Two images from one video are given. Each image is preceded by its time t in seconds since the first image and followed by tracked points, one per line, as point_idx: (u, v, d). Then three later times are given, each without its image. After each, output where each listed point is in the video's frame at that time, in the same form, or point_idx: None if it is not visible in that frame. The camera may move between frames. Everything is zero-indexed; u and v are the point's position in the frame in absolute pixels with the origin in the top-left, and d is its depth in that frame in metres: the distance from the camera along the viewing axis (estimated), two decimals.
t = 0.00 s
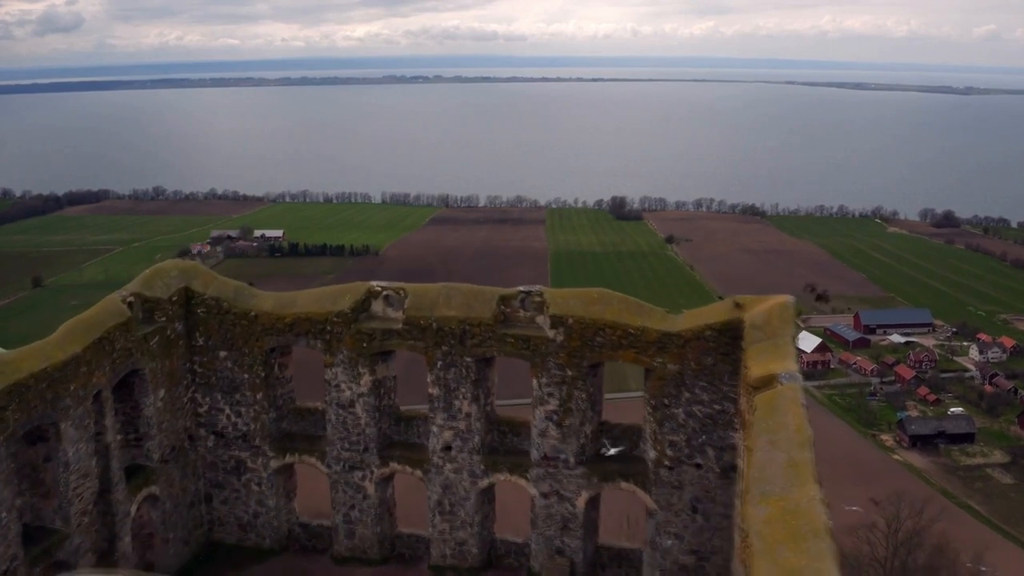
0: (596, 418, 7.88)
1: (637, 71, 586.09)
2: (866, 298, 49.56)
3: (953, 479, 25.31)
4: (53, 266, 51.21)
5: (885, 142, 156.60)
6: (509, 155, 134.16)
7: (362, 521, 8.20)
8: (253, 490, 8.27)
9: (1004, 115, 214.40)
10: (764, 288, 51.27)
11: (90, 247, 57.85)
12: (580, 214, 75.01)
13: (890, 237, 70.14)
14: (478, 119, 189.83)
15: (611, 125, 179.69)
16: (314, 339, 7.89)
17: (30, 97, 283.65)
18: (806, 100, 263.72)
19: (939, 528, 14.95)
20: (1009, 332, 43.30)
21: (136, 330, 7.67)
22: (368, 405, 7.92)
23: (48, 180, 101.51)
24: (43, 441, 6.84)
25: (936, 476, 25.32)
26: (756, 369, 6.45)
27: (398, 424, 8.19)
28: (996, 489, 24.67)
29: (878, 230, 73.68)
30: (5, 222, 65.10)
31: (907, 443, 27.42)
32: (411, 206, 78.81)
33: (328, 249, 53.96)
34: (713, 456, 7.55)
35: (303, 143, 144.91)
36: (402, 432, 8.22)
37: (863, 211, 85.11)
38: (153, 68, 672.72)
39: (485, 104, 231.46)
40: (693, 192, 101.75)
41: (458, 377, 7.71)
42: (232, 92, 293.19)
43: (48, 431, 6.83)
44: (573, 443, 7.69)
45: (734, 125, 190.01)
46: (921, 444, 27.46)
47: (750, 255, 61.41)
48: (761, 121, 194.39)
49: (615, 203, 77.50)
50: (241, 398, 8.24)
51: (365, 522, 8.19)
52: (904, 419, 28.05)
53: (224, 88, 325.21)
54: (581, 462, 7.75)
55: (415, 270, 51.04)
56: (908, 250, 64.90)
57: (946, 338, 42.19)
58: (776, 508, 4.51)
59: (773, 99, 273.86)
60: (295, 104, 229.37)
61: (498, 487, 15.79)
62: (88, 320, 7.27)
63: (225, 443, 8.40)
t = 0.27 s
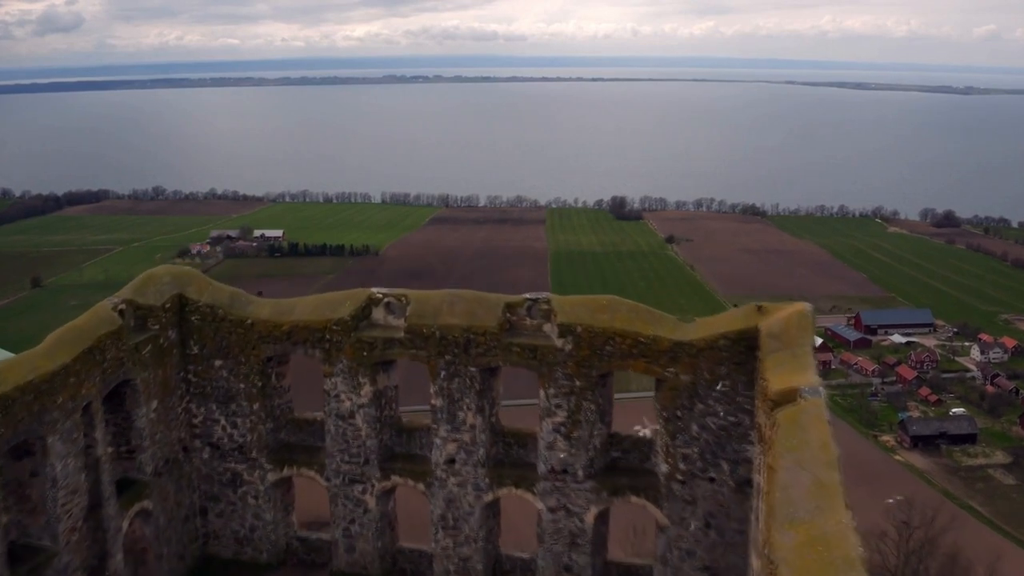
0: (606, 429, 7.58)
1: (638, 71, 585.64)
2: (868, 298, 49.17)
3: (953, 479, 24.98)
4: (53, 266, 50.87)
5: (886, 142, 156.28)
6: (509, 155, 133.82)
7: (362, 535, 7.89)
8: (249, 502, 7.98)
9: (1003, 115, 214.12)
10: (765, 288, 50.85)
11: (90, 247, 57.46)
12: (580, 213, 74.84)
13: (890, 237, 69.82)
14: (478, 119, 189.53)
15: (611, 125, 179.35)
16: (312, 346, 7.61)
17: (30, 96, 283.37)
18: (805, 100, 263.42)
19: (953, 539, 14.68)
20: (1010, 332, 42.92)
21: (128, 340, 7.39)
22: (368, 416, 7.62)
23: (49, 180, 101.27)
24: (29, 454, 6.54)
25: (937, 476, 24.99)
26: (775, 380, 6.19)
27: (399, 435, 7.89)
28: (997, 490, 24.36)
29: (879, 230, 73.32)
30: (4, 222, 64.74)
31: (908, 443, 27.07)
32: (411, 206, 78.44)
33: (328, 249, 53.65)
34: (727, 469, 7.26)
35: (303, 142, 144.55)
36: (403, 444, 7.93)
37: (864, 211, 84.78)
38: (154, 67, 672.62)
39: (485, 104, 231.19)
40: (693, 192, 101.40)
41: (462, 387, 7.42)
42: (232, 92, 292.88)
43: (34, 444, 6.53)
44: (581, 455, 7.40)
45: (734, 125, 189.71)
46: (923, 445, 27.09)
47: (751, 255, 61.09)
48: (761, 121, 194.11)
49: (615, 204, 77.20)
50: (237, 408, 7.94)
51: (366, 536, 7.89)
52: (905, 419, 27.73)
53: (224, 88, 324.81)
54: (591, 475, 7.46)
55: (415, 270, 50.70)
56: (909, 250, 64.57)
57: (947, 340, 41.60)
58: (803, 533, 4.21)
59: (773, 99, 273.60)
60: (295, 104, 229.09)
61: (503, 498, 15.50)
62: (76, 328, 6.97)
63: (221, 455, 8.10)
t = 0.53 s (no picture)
0: (617, 446, 7.23)
1: (638, 71, 585.44)
2: (869, 298, 48.67)
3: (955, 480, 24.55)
4: (51, 266, 50.53)
5: (886, 142, 155.91)
6: (509, 155, 133.38)
7: (364, 555, 7.54)
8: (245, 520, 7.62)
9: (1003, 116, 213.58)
10: (766, 287, 50.32)
11: (90, 248, 57.03)
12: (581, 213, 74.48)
13: (891, 237, 69.37)
14: (479, 119, 189.32)
15: (611, 125, 178.91)
16: (310, 359, 7.27)
17: (31, 96, 282.95)
18: (805, 100, 262.87)
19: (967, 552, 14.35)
20: (1011, 333, 42.37)
21: (117, 352, 7.05)
22: (369, 431, 7.28)
23: (49, 180, 101.01)
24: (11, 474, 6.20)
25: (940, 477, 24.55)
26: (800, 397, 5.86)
27: (402, 451, 7.54)
28: (1000, 490, 23.93)
29: (880, 230, 72.86)
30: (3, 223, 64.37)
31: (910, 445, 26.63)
32: (410, 206, 78.03)
33: (328, 249, 53.26)
34: (744, 488, 6.92)
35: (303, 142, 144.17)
36: (405, 460, 7.57)
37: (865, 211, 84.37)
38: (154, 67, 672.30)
39: (485, 104, 230.79)
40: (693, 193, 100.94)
41: (467, 402, 7.07)
42: (232, 92, 292.39)
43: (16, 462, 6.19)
44: (593, 472, 7.05)
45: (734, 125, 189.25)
46: (924, 447, 26.66)
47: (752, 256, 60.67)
48: (761, 121, 193.64)
49: (615, 203, 76.79)
50: (232, 423, 7.59)
51: (367, 556, 7.54)
52: (907, 419, 27.37)
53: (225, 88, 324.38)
54: (602, 495, 7.11)
55: (415, 270, 50.30)
56: (910, 250, 64.10)
57: (949, 339, 40.71)
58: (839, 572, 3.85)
59: (773, 99, 273.10)
60: (295, 104, 228.69)
61: (509, 517, 15.21)
62: (61, 340, 6.63)
63: (216, 470, 7.76)
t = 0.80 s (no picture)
0: (630, 463, 6.88)
1: (638, 70, 585.57)
2: (870, 299, 48.14)
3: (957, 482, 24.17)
4: (50, 267, 50.17)
5: (885, 142, 155.53)
6: (508, 155, 133.03)
7: None
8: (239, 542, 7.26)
9: (1003, 116, 213.15)
10: (766, 287, 49.87)
11: (89, 248, 56.64)
12: (581, 214, 74.17)
13: (892, 237, 68.99)
14: (478, 119, 189.03)
15: (610, 125, 178.54)
16: (308, 373, 6.93)
17: (31, 97, 282.79)
18: (805, 100, 262.55)
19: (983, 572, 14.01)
20: (1013, 334, 41.75)
21: (105, 366, 6.72)
22: (370, 448, 6.93)
23: (49, 180, 100.81)
24: None
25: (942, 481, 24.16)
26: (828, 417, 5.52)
27: (404, 469, 7.19)
28: (1003, 492, 23.55)
29: (880, 230, 72.47)
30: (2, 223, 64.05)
31: (912, 447, 26.27)
32: (410, 206, 77.72)
33: (327, 249, 52.95)
34: (765, 509, 6.58)
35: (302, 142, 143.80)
36: (408, 477, 7.21)
37: (865, 211, 84.06)
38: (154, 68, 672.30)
39: (485, 104, 230.46)
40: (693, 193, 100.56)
41: (473, 417, 6.71)
42: (231, 92, 292.12)
43: None
44: (604, 493, 6.70)
45: (734, 125, 188.83)
46: (926, 448, 26.31)
47: (752, 256, 60.26)
48: (760, 121, 193.25)
49: (615, 203, 76.46)
50: (225, 439, 7.24)
51: None
52: (908, 422, 27.06)
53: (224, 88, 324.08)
54: (614, 518, 6.75)
55: (414, 270, 49.98)
56: (911, 251, 63.66)
57: (950, 341, 40.08)
58: None
59: (772, 100, 272.70)
60: (294, 104, 228.32)
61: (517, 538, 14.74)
62: (42, 352, 6.29)
63: (207, 489, 7.39)
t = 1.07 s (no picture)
0: (643, 481, 6.59)
1: (638, 70, 585.62)
2: (871, 300, 47.53)
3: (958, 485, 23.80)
4: (48, 267, 49.87)
5: (885, 142, 155.22)
6: (508, 155, 132.78)
7: None
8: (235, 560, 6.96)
9: (1003, 116, 212.88)
10: (766, 287, 49.42)
11: (89, 249, 56.34)
12: (581, 214, 73.87)
13: (892, 237, 68.64)
14: (478, 119, 188.83)
15: (610, 126, 178.27)
16: (306, 387, 6.64)
17: (31, 96, 282.39)
18: (804, 100, 262.37)
19: None
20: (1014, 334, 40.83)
21: (94, 379, 6.43)
22: (371, 464, 6.63)
23: (49, 180, 100.53)
24: None
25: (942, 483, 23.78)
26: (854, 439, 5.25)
27: (406, 486, 6.90)
28: (1003, 494, 23.20)
29: (881, 230, 72.14)
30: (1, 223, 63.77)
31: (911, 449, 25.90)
32: (411, 206, 77.49)
33: (327, 249, 52.64)
34: (783, 528, 6.29)
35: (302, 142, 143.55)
36: (410, 494, 6.92)
37: (865, 211, 83.76)
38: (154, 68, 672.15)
39: (485, 104, 230.19)
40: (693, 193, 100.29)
41: (478, 433, 6.42)
42: (231, 92, 291.82)
43: None
44: (616, 512, 6.40)
45: (734, 125, 188.48)
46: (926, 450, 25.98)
47: (753, 257, 59.93)
48: (760, 121, 192.96)
49: (615, 204, 76.13)
50: (220, 455, 6.94)
51: None
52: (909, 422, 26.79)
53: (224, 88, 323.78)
54: (625, 537, 6.46)
55: (414, 270, 49.67)
56: (912, 251, 63.21)
57: (950, 341, 39.24)
58: None
59: (772, 99, 272.60)
60: (294, 104, 227.97)
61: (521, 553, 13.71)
62: (29, 367, 6.01)
63: (202, 506, 7.09)
